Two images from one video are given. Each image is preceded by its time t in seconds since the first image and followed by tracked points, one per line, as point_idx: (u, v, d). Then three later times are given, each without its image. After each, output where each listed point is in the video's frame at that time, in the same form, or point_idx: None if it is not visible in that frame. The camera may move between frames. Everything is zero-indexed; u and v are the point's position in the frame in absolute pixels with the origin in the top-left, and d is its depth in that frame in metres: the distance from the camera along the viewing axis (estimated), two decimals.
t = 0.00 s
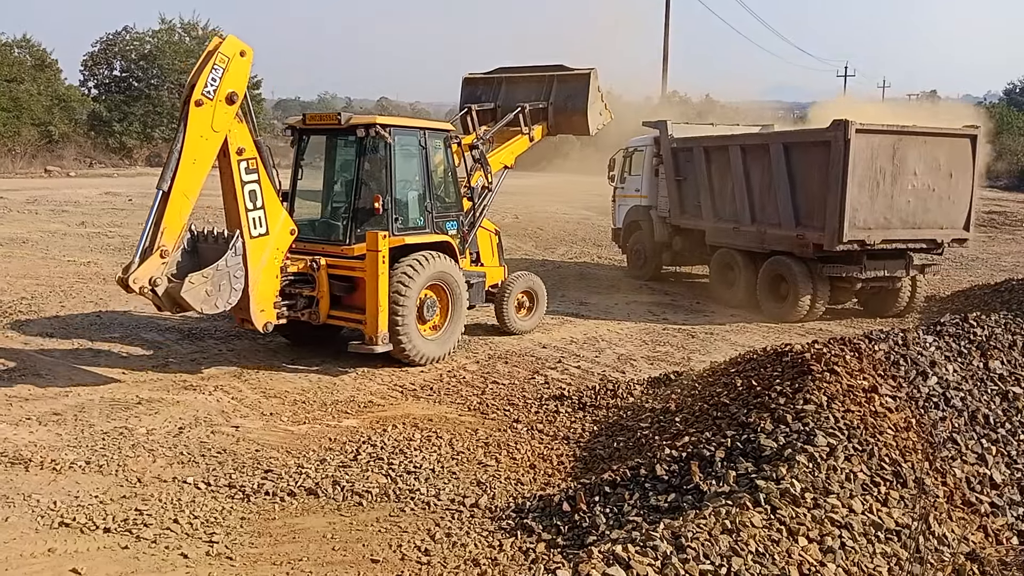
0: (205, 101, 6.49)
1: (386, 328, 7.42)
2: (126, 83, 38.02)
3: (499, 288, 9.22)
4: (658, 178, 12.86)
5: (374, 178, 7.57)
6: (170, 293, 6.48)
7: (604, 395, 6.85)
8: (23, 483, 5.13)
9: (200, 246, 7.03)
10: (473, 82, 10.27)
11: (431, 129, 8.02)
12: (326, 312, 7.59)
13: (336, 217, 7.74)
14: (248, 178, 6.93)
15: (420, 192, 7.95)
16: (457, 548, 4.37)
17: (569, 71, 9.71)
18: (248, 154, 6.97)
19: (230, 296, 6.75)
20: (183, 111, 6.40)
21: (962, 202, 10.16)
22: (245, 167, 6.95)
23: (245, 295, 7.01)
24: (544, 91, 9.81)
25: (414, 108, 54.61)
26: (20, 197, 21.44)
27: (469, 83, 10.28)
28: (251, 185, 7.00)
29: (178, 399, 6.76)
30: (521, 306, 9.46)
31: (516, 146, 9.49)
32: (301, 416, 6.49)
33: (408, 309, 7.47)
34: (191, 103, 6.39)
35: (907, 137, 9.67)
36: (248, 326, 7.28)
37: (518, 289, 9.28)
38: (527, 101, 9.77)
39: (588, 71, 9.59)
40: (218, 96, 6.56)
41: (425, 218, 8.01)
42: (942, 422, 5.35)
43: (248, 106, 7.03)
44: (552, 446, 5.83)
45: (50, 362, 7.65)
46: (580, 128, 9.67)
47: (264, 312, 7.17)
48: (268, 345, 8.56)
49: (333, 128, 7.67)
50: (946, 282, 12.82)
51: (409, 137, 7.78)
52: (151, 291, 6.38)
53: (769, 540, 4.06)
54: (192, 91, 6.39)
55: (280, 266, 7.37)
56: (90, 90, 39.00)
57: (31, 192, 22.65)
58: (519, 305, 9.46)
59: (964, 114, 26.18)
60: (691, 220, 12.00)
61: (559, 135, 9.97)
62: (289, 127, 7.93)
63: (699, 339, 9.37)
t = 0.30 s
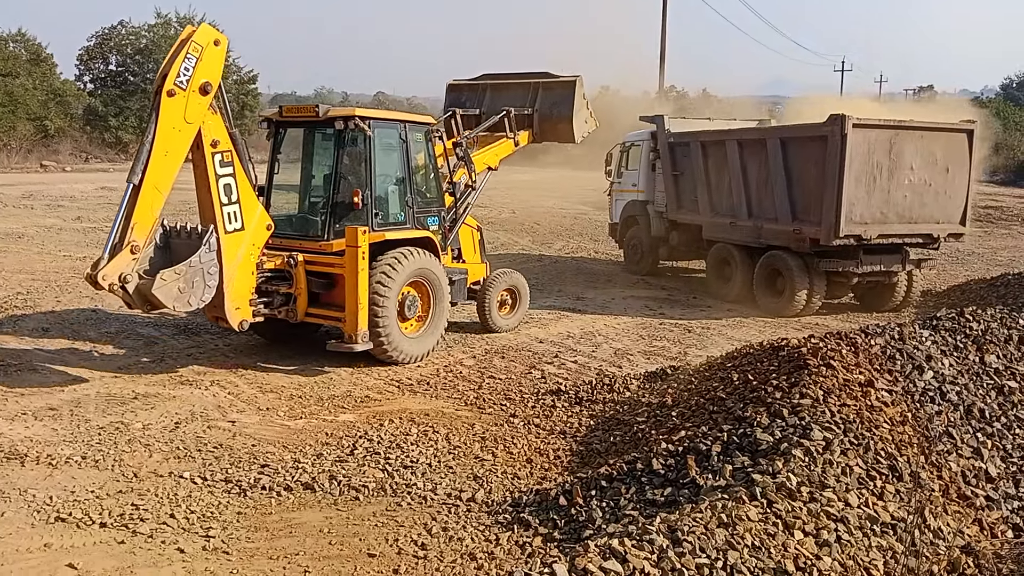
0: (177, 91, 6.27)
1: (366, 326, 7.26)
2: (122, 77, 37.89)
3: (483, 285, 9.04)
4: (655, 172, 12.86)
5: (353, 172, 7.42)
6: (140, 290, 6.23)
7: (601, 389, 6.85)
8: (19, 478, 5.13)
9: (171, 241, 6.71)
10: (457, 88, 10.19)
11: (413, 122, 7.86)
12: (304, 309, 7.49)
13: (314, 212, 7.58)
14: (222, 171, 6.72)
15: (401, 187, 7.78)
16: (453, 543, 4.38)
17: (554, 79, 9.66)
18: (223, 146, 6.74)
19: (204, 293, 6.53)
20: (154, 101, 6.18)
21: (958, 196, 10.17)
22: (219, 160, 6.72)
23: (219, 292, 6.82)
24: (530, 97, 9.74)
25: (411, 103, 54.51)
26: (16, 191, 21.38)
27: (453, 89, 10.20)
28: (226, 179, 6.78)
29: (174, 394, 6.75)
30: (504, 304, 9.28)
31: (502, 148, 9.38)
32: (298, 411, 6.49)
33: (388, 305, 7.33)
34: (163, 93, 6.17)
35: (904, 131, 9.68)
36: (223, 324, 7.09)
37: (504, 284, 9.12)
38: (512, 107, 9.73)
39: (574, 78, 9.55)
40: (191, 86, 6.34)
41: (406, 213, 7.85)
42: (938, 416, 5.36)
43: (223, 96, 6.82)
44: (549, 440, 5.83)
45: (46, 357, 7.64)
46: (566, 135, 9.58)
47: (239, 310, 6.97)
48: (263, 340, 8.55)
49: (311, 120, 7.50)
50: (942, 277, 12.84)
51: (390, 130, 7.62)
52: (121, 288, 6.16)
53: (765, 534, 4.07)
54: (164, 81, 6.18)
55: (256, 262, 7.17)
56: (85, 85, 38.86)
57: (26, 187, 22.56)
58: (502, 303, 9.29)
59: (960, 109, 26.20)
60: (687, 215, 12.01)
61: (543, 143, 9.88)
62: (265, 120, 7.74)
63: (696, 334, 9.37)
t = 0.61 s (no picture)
0: (156, 80, 6.05)
1: (351, 324, 7.06)
2: (121, 71, 37.80)
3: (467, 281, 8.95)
4: (655, 166, 12.84)
5: (337, 165, 7.23)
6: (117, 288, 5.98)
7: (601, 383, 6.85)
8: (19, 473, 5.13)
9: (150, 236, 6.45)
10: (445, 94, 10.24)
11: (397, 114, 7.70)
12: (286, 307, 7.22)
13: (297, 206, 7.40)
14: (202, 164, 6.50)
15: (386, 180, 7.62)
16: (454, 537, 4.38)
17: (542, 85, 9.65)
18: (202, 138, 6.52)
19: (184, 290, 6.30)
20: (131, 91, 5.96)
21: (959, 190, 10.15)
22: (198, 152, 6.51)
23: (199, 289, 6.57)
24: (518, 103, 9.76)
25: (410, 97, 54.43)
26: (15, 186, 21.40)
27: (441, 95, 10.25)
28: (206, 172, 6.56)
29: (174, 388, 6.75)
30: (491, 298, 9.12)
31: (489, 151, 9.29)
32: (298, 405, 6.49)
33: (374, 305, 7.16)
34: (140, 82, 5.94)
35: (905, 125, 9.66)
36: (203, 322, 6.84)
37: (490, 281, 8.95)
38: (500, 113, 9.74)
39: (563, 84, 9.54)
40: (169, 75, 6.11)
41: (391, 207, 7.69)
42: (938, 410, 5.36)
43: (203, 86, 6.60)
44: (549, 435, 5.84)
45: (46, 351, 7.64)
46: (554, 142, 9.61)
47: (220, 308, 6.73)
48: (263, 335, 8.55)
49: (294, 111, 7.27)
50: (943, 271, 12.84)
51: (374, 122, 7.44)
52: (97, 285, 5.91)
53: (766, 528, 4.07)
54: (142, 69, 5.95)
55: (237, 257, 6.93)
56: (84, 79, 38.79)
57: (25, 182, 22.52)
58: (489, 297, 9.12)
59: (961, 103, 26.17)
60: (687, 210, 12.01)
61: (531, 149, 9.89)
62: (246, 111, 7.53)
63: (696, 328, 9.37)
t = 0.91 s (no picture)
0: (131, 74, 5.84)
1: (334, 325, 6.93)
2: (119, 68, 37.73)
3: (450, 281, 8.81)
4: (654, 164, 12.83)
5: (318, 162, 7.08)
6: (91, 289, 5.75)
7: (599, 381, 6.85)
8: (17, 470, 5.12)
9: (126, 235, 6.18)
10: (426, 106, 10.44)
11: (379, 110, 7.57)
12: (267, 308, 7.09)
13: (275, 204, 7.21)
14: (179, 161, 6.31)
15: (367, 178, 7.49)
16: (452, 534, 4.38)
17: (526, 97, 9.75)
18: (179, 134, 6.32)
19: (162, 292, 6.08)
20: (106, 85, 5.75)
21: (957, 188, 10.16)
22: (175, 149, 6.31)
23: (177, 290, 6.36)
24: (501, 114, 9.83)
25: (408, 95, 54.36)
26: (13, 182, 21.45)
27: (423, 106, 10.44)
28: (183, 169, 6.36)
29: (172, 386, 6.75)
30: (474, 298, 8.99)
31: (473, 158, 9.19)
32: (296, 403, 6.49)
33: (358, 309, 7.01)
34: (115, 76, 5.75)
35: (903, 123, 9.66)
36: (180, 325, 6.63)
37: (467, 286, 8.78)
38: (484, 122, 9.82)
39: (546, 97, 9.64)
40: (145, 69, 5.91)
41: (373, 206, 7.56)
42: (936, 408, 5.36)
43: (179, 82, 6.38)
44: (547, 432, 5.84)
45: (44, 349, 7.64)
46: (537, 154, 9.65)
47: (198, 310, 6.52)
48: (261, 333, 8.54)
49: (274, 107, 7.13)
50: (941, 269, 12.84)
51: (355, 118, 7.31)
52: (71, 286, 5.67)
53: (763, 525, 4.07)
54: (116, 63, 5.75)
55: (216, 258, 6.72)
56: (82, 76, 38.72)
57: (23, 179, 22.47)
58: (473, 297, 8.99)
59: (959, 101, 26.17)
60: (685, 208, 12.02)
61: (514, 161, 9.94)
62: (223, 106, 7.36)
63: (695, 326, 9.37)
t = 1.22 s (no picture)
0: (105, 70, 5.64)
1: (319, 330, 6.71)
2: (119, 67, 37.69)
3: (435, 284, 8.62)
4: (655, 163, 12.83)
5: (300, 161, 6.89)
6: (66, 295, 5.56)
7: (599, 381, 6.85)
8: (17, 468, 5.12)
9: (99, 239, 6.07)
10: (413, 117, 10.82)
11: (362, 108, 7.38)
12: (248, 312, 6.89)
13: (256, 204, 7.02)
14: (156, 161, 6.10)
15: (350, 177, 7.31)
16: (452, 533, 4.38)
17: (511, 111, 9.88)
18: (156, 133, 6.11)
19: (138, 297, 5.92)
20: (79, 82, 5.55)
21: (957, 189, 10.16)
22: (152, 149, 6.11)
23: (154, 295, 6.17)
24: (487, 127, 9.98)
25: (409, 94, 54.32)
26: (14, 181, 21.44)
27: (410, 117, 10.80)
28: (160, 169, 6.15)
29: (172, 384, 6.75)
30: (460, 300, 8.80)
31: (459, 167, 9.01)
32: (296, 401, 6.49)
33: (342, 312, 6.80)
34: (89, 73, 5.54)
35: (904, 123, 9.66)
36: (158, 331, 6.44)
37: (450, 290, 8.55)
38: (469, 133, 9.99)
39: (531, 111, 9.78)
40: (119, 65, 5.71)
41: (357, 206, 7.39)
42: (936, 408, 5.36)
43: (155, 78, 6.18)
44: (547, 432, 5.84)
45: (44, 347, 7.64)
46: (522, 167, 9.77)
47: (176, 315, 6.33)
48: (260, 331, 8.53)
49: (254, 105, 6.91)
50: (941, 269, 12.85)
51: (338, 116, 7.11)
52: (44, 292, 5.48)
53: (763, 525, 4.07)
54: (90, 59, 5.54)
55: (195, 261, 6.52)
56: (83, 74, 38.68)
57: (24, 177, 22.45)
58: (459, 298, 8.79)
59: (959, 101, 26.17)
60: (685, 208, 12.02)
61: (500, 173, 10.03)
62: (200, 104, 7.12)
63: (695, 326, 9.37)
